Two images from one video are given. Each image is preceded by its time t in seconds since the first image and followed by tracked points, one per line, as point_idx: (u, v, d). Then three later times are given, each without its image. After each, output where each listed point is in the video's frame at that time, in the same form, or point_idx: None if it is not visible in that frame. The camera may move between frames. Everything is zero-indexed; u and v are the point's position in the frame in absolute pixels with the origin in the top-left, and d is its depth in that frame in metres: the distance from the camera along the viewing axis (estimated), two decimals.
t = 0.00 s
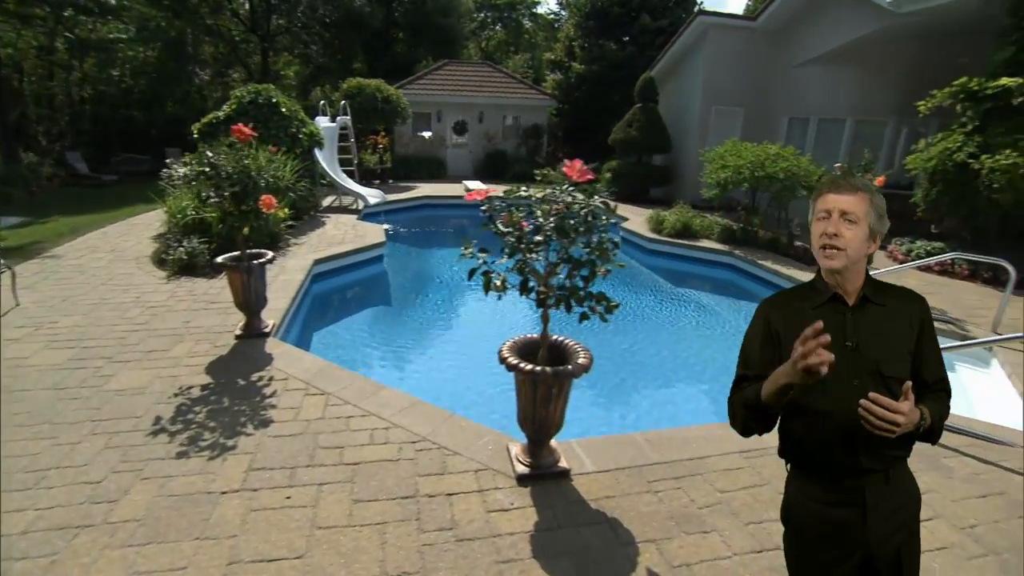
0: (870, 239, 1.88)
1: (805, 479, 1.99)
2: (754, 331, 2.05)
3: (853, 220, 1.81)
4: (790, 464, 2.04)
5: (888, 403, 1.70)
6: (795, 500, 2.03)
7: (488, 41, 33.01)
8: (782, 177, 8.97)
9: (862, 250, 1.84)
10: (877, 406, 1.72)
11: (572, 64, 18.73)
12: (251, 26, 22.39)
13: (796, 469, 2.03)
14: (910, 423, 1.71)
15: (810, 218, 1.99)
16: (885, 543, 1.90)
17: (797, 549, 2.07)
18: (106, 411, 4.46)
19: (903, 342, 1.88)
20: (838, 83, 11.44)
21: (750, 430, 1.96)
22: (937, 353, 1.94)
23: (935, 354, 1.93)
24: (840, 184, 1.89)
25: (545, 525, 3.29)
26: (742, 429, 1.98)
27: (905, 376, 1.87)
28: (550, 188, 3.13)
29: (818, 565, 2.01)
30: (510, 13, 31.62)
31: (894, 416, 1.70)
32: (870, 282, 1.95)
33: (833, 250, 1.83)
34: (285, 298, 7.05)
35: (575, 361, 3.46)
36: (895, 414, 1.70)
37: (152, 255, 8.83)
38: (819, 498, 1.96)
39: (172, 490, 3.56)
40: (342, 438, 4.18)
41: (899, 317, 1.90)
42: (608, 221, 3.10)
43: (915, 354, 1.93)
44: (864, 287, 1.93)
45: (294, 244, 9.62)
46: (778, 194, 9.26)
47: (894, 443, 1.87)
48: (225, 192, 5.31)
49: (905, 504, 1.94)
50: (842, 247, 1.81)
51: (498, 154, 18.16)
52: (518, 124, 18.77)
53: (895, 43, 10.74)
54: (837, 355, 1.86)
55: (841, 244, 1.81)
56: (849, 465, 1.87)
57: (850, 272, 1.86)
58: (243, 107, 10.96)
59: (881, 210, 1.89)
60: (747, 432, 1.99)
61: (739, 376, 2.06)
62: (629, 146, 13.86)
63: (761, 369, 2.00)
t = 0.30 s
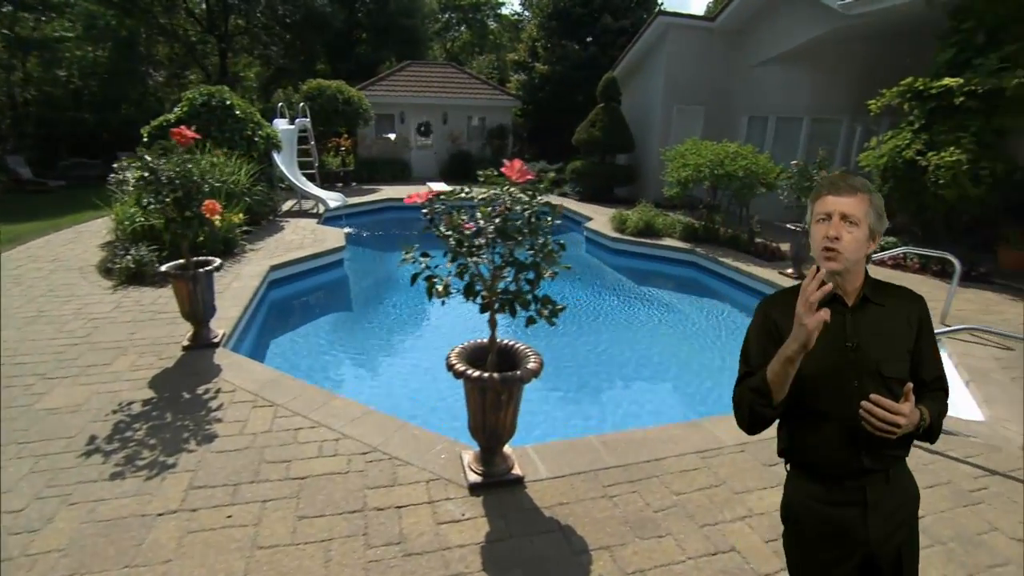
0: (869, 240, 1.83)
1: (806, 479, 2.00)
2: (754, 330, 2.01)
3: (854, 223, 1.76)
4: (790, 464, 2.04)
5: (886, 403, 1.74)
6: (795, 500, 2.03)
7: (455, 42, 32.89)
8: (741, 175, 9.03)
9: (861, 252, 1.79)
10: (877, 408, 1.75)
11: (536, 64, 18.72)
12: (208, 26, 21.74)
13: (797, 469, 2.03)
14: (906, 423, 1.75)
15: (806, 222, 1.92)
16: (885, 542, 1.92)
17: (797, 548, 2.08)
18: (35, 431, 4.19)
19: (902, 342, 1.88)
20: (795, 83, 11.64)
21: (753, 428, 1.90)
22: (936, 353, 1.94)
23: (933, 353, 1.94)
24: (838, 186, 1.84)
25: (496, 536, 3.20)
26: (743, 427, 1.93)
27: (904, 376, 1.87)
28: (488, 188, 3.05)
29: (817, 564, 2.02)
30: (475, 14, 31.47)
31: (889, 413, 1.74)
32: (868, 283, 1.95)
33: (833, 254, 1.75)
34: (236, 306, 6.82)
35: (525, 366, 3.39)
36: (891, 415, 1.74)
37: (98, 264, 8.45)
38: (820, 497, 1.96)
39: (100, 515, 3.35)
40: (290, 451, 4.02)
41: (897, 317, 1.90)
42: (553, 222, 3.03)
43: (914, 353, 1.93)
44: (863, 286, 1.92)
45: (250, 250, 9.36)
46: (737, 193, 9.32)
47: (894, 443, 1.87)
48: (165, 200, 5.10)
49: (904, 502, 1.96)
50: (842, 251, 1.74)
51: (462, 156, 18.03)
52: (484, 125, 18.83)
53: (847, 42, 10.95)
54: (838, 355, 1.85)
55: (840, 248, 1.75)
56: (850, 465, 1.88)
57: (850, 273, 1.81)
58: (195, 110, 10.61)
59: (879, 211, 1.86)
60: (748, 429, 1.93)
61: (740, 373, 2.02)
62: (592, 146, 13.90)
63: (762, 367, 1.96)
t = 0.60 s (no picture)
0: (869, 240, 1.83)
1: (806, 479, 1.98)
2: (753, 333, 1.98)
3: (853, 225, 1.76)
4: (791, 464, 2.03)
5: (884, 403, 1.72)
6: (796, 499, 2.02)
7: (421, 47, 32.71)
8: (701, 178, 9.07)
9: (862, 252, 1.80)
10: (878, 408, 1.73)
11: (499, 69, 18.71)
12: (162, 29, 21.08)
13: (798, 467, 2.00)
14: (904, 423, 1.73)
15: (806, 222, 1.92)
16: (886, 540, 1.91)
17: (799, 546, 2.06)
18: None
19: (902, 342, 1.87)
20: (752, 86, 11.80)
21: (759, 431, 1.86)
22: (936, 351, 1.93)
23: (932, 351, 1.92)
24: (835, 188, 1.83)
25: (445, 553, 3.10)
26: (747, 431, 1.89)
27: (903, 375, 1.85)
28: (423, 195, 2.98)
29: (817, 562, 2.01)
30: (440, 20, 31.34)
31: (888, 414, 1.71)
32: (867, 282, 1.93)
33: (835, 258, 1.78)
34: (186, 320, 6.56)
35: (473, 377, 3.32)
36: (892, 416, 1.71)
37: (38, 278, 8.05)
38: (821, 497, 1.94)
39: (20, 550, 3.13)
40: (234, 471, 3.84)
41: (897, 316, 1.88)
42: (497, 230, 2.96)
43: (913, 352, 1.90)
44: (863, 287, 1.91)
45: (204, 260, 9.07)
46: (697, 196, 9.37)
47: (893, 441, 1.86)
48: (102, 212, 4.88)
49: (904, 502, 1.94)
50: (845, 255, 1.76)
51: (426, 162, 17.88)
52: (447, 131, 18.91)
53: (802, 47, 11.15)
54: (838, 356, 1.83)
55: (842, 252, 1.77)
56: (850, 465, 1.86)
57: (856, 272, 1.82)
58: (145, 116, 10.24)
59: (877, 205, 1.86)
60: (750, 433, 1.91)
61: (741, 376, 1.97)
62: (556, 150, 13.93)
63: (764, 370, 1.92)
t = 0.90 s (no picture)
0: (869, 242, 1.80)
1: (806, 478, 1.91)
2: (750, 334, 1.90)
3: (854, 229, 1.72)
4: (790, 463, 1.96)
5: (884, 404, 1.67)
6: (795, 500, 1.95)
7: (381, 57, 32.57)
8: (657, 186, 9.11)
9: (862, 254, 1.77)
10: (878, 409, 1.68)
11: (459, 79, 18.70)
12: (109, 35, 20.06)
13: (797, 467, 1.93)
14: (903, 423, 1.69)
15: (804, 223, 1.87)
16: (888, 540, 1.85)
17: (798, 547, 1.99)
18: None
19: (901, 341, 1.82)
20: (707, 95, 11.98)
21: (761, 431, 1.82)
22: (933, 350, 1.89)
23: (930, 351, 1.89)
24: (836, 190, 1.77)
25: None
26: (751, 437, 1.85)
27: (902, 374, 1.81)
28: (354, 207, 2.91)
29: (816, 563, 1.94)
30: (401, 30, 31.65)
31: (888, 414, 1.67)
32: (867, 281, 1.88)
33: (836, 261, 1.74)
34: (126, 340, 6.26)
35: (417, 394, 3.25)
36: (892, 416, 1.66)
37: None
38: (822, 496, 1.87)
39: None
40: (168, 500, 3.64)
41: (897, 316, 1.83)
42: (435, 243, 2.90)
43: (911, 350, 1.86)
44: (862, 287, 1.85)
45: (150, 277, 8.73)
46: (654, 204, 9.42)
47: (893, 441, 1.80)
48: (29, 229, 4.64)
49: (904, 502, 1.88)
50: (846, 259, 1.73)
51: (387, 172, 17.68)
52: (407, 141, 18.61)
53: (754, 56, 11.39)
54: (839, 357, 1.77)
55: (843, 255, 1.73)
56: (851, 465, 1.80)
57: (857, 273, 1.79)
58: (85, 126, 9.84)
59: (878, 205, 1.82)
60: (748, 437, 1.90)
61: (739, 377, 1.93)
62: (517, 159, 13.92)
63: (763, 374, 1.86)
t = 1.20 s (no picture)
0: (868, 245, 1.91)
1: (807, 478, 1.96)
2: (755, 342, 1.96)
3: (853, 235, 1.84)
4: (791, 463, 2.01)
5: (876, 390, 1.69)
6: (797, 501, 1.99)
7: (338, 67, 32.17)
8: (612, 195, 9.16)
9: (861, 259, 1.87)
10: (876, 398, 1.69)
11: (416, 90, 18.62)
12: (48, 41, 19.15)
13: (799, 467, 1.98)
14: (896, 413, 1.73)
15: (803, 227, 1.98)
16: (890, 540, 1.89)
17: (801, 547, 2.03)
18: None
19: (900, 341, 1.89)
20: (660, 105, 12.14)
21: (767, 440, 1.91)
22: (930, 347, 1.96)
23: (927, 348, 1.95)
24: (835, 198, 1.87)
25: None
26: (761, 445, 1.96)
27: (901, 372, 1.88)
28: (279, 225, 2.85)
29: (817, 561, 1.99)
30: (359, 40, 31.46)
31: (883, 403, 1.69)
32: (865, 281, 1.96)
33: (837, 267, 1.85)
34: (56, 365, 5.92)
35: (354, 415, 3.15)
36: (886, 406, 1.69)
37: None
38: (824, 496, 1.92)
39: None
40: (89, 538, 3.40)
41: (894, 317, 1.90)
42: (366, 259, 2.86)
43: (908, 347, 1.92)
44: (862, 286, 1.92)
45: (88, 296, 8.33)
46: (610, 212, 9.45)
47: (891, 441, 1.87)
48: None
49: (904, 502, 1.93)
50: (846, 264, 1.83)
51: (345, 184, 17.39)
52: (365, 151, 18.32)
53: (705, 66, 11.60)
54: (839, 359, 1.84)
55: (844, 261, 1.84)
56: (852, 464, 1.86)
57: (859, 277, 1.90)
58: (16, 139, 9.42)
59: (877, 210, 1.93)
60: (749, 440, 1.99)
61: (742, 382, 2.01)
62: (476, 169, 13.86)
63: (766, 382, 1.95)
